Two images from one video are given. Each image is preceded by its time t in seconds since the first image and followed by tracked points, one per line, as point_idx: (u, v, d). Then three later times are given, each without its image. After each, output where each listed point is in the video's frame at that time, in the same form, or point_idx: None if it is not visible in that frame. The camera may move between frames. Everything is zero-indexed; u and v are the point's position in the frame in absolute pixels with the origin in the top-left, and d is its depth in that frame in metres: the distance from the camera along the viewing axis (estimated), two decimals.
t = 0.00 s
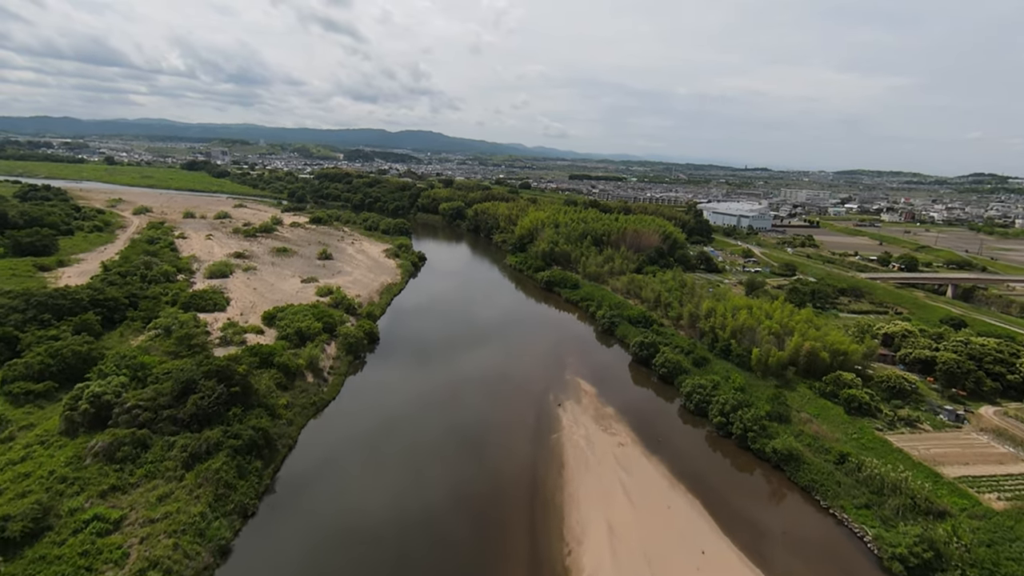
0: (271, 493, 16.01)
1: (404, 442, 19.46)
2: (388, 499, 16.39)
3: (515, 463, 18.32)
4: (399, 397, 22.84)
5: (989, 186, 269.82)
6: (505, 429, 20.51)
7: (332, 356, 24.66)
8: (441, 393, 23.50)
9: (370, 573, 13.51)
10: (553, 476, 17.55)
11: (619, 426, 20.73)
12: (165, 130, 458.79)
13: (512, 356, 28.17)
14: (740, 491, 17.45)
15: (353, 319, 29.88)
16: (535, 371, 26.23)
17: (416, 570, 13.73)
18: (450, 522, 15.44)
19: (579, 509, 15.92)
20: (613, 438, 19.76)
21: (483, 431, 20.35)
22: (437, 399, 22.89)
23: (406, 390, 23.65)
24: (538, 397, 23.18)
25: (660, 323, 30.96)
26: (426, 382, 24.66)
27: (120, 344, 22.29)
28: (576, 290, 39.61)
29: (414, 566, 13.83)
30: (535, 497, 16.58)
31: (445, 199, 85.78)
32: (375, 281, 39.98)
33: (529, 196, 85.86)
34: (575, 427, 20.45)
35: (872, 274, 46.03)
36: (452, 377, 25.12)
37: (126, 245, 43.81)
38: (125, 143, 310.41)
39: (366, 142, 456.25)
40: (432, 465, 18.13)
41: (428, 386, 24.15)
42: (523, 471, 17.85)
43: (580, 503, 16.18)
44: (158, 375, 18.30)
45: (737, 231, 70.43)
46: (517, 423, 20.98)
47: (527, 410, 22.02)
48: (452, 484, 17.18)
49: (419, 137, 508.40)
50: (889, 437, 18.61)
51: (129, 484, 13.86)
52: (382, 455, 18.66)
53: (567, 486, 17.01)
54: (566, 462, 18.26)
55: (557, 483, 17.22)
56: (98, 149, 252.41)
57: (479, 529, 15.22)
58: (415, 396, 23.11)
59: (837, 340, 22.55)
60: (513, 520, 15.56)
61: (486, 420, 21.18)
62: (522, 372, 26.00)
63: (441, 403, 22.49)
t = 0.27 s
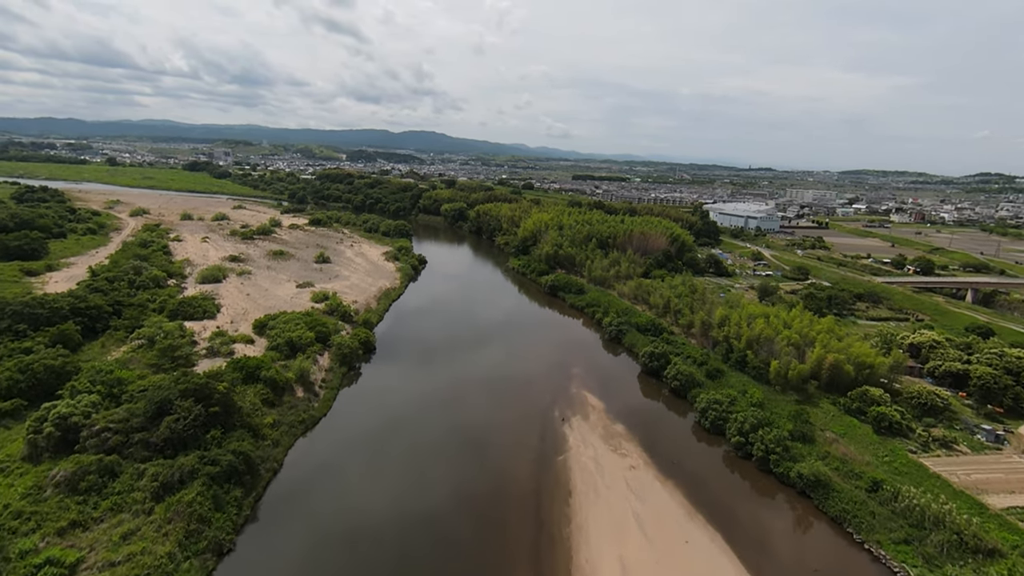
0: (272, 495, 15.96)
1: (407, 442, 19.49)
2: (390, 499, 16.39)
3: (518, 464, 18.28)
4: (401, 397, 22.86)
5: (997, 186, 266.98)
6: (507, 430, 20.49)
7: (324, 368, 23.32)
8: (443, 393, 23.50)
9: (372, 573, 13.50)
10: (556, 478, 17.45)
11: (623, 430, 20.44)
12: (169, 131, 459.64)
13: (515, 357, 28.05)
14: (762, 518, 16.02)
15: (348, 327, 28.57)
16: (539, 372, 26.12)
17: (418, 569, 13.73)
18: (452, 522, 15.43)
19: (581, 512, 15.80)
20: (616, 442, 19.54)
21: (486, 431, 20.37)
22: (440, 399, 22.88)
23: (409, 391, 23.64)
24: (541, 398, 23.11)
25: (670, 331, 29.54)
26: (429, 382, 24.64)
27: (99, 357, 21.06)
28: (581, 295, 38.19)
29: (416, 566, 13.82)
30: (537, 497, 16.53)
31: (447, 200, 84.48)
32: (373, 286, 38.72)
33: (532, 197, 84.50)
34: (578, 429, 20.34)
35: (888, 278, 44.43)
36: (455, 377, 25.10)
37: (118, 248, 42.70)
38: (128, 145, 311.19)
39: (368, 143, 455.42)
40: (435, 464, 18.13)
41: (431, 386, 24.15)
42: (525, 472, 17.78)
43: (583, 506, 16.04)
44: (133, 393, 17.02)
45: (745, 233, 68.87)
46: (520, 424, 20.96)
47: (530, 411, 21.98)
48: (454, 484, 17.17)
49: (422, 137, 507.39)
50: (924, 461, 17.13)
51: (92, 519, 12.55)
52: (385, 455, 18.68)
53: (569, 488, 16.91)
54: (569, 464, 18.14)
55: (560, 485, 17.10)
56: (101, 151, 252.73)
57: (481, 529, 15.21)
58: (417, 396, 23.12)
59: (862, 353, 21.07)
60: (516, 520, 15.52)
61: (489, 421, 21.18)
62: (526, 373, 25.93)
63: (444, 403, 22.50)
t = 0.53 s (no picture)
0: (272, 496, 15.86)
1: (409, 441, 19.47)
2: (392, 498, 16.34)
3: (520, 464, 18.28)
4: (403, 398, 22.80)
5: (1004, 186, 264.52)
6: (510, 430, 20.47)
7: (315, 381, 21.98)
8: (446, 394, 23.45)
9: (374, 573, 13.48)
10: (558, 479, 17.38)
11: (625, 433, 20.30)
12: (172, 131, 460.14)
13: (517, 359, 28.04)
14: (786, 551, 14.70)
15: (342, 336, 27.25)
16: (541, 373, 26.12)
17: (420, 569, 13.71)
18: (455, 522, 15.40)
19: (584, 513, 15.70)
20: (618, 444, 19.43)
21: (488, 431, 20.33)
22: (442, 399, 22.90)
23: (411, 391, 23.65)
24: (543, 399, 23.10)
25: (681, 340, 28.09)
26: (431, 382, 24.66)
27: (75, 371, 19.79)
28: (586, 300, 36.75)
29: (418, 566, 13.79)
30: (540, 497, 16.51)
31: (449, 200, 83.15)
32: (371, 290, 37.40)
33: (534, 197, 83.11)
34: (580, 431, 20.31)
35: (906, 282, 42.78)
36: (457, 377, 25.10)
37: (109, 250, 41.49)
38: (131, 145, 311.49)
39: (372, 143, 455.51)
40: (437, 464, 18.13)
41: (433, 387, 24.08)
42: (528, 473, 17.72)
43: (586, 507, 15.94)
44: (104, 413, 15.68)
45: (753, 235, 67.33)
46: (523, 424, 20.96)
47: (532, 411, 21.97)
48: (457, 484, 17.16)
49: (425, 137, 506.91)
50: (965, 487, 15.72)
51: (46, 561, 11.18)
52: (387, 454, 18.68)
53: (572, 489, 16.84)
54: (572, 466, 18.06)
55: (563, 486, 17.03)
56: (103, 151, 252.64)
57: (484, 530, 15.17)
58: (420, 397, 23.07)
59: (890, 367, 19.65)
60: (518, 520, 15.49)
61: (492, 421, 21.18)
62: (528, 374, 25.93)
63: (446, 403, 22.51)
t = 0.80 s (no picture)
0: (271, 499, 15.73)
1: (411, 441, 19.42)
2: (393, 499, 16.24)
3: (521, 464, 18.17)
4: (405, 398, 22.70)
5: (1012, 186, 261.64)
6: (512, 431, 20.39)
7: (304, 396, 20.63)
8: (448, 394, 23.34)
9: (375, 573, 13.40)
10: (560, 481, 17.24)
11: (627, 436, 20.14)
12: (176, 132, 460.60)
13: (519, 360, 27.94)
14: None
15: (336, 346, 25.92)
16: (543, 374, 25.98)
17: (420, 569, 13.61)
18: (456, 522, 15.31)
19: (586, 515, 15.57)
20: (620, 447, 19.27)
21: (490, 432, 20.24)
22: (444, 399, 22.82)
23: (412, 391, 23.57)
24: (545, 400, 23.01)
25: (692, 350, 26.62)
26: (432, 383, 24.59)
27: (47, 386, 18.51)
28: (592, 305, 35.30)
29: (419, 566, 13.69)
30: (541, 498, 16.41)
31: (451, 201, 81.81)
32: (368, 295, 36.07)
33: (538, 198, 81.68)
34: (582, 433, 20.19)
35: (924, 287, 41.13)
36: (459, 378, 25.06)
37: (100, 252, 40.28)
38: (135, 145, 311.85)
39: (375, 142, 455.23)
40: (438, 464, 18.05)
41: (435, 388, 23.96)
42: (530, 474, 17.61)
43: (586, 509, 15.80)
44: (68, 436, 14.27)
45: (761, 237, 65.76)
46: (524, 425, 20.85)
47: (534, 412, 21.89)
48: (458, 484, 17.07)
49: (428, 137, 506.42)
50: (1014, 522, 14.31)
51: None
52: (389, 454, 18.61)
53: (573, 491, 16.70)
54: (573, 468, 17.95)
55: (564, 487, 16.90)
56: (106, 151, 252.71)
57: (485, 530, 15.07)
58: (421, 398, 22.95)
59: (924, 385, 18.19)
60: (519, 521, 15.38)
61: (493, 421, 21.11)
62: (529, 375, 25.85)
63: (448, 404, 22.44)
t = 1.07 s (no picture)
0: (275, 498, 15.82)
1: (415, 442, 19.56)
2: (396, 500, 16.37)
3: (525, 466, 18.26)
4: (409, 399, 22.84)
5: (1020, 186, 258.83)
6: (515, 431, 20.49)
7: (292, 413, 19.31)
8: (451, 395, 23.45)
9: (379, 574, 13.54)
10: (563, 482, 17.30)
11: (630, 437, 20.12)
12: (179, 132, 461.17)
13: (523, 360, 27.99)
14: None
15: (329, 356, 24.65)
16: (546, 374, 26.03)
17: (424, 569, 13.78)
18: (460, 524, 15.44)
19: (589, 517, 15.61)
20: (623, 449, 19.27)
21: (493, 432, 20.39)
22: (447, 399, 22.97)
23: (416, 391, 23.66)
24: (548, 400, 23.07)
25: (705, 361, 25.18)
26: (436, 382, 24.72)
27: (16, 402, 17.25)
28: (598, 312, 33.87)
29: (422, 567, 13.84)
30: (544, 499, 16.49)
31: (453, 201, 80.49)
32: (366, 299, 34.76)
33: (541, 199, 80.27)
34: (585, 435, 20.22)
35: (944, 293, 39.51)
36: (463, 378, 25.17)
37: (90, 255, 39.04)
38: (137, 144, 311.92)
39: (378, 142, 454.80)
40: (442, 465, 18.18)
41: (439, 389, 24.08)
42: (533, 475, 17.73)
43: (589, 511, 15.85)
44: (23, 464, 12.78)
45: (770, 239, 64.20)
46: (528, 426, 20.93)
47: (537, 412, 21.96)
48: (462, 485, 17.21)
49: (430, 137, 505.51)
50: None
51: None
52: (393, 455, 18.75)
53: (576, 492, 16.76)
54: (576, 469, 18.02)
55: (567, 489, 16.96)
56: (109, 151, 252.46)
57: (489, 530, 15.22)
58: (425, 398, 23.05)
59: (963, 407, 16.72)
60: (523, 522, 15.46)
61: (497, 422, 21.21)
62: (532, 375, 25.93)
63: (452, 404, 22.55)
